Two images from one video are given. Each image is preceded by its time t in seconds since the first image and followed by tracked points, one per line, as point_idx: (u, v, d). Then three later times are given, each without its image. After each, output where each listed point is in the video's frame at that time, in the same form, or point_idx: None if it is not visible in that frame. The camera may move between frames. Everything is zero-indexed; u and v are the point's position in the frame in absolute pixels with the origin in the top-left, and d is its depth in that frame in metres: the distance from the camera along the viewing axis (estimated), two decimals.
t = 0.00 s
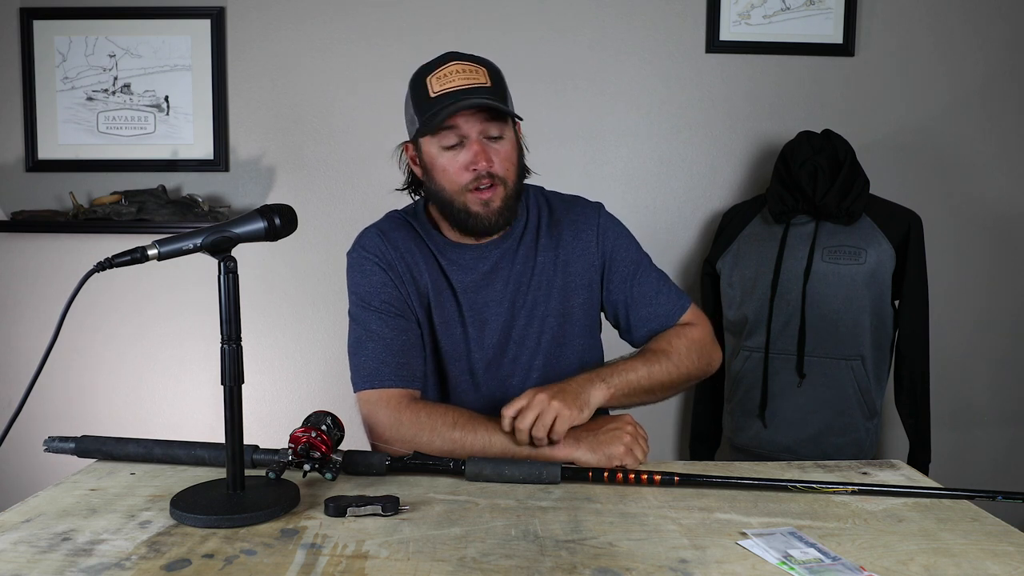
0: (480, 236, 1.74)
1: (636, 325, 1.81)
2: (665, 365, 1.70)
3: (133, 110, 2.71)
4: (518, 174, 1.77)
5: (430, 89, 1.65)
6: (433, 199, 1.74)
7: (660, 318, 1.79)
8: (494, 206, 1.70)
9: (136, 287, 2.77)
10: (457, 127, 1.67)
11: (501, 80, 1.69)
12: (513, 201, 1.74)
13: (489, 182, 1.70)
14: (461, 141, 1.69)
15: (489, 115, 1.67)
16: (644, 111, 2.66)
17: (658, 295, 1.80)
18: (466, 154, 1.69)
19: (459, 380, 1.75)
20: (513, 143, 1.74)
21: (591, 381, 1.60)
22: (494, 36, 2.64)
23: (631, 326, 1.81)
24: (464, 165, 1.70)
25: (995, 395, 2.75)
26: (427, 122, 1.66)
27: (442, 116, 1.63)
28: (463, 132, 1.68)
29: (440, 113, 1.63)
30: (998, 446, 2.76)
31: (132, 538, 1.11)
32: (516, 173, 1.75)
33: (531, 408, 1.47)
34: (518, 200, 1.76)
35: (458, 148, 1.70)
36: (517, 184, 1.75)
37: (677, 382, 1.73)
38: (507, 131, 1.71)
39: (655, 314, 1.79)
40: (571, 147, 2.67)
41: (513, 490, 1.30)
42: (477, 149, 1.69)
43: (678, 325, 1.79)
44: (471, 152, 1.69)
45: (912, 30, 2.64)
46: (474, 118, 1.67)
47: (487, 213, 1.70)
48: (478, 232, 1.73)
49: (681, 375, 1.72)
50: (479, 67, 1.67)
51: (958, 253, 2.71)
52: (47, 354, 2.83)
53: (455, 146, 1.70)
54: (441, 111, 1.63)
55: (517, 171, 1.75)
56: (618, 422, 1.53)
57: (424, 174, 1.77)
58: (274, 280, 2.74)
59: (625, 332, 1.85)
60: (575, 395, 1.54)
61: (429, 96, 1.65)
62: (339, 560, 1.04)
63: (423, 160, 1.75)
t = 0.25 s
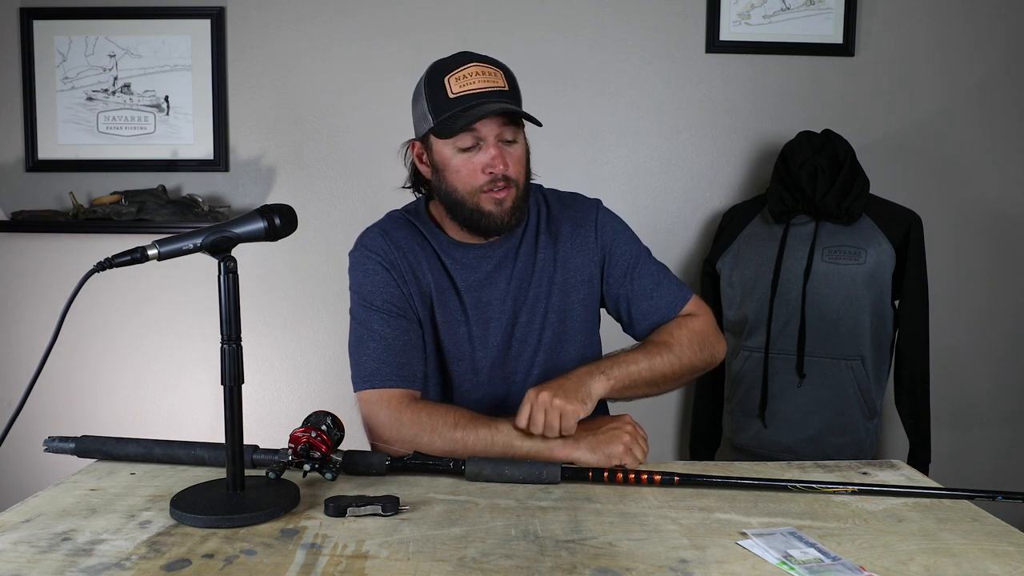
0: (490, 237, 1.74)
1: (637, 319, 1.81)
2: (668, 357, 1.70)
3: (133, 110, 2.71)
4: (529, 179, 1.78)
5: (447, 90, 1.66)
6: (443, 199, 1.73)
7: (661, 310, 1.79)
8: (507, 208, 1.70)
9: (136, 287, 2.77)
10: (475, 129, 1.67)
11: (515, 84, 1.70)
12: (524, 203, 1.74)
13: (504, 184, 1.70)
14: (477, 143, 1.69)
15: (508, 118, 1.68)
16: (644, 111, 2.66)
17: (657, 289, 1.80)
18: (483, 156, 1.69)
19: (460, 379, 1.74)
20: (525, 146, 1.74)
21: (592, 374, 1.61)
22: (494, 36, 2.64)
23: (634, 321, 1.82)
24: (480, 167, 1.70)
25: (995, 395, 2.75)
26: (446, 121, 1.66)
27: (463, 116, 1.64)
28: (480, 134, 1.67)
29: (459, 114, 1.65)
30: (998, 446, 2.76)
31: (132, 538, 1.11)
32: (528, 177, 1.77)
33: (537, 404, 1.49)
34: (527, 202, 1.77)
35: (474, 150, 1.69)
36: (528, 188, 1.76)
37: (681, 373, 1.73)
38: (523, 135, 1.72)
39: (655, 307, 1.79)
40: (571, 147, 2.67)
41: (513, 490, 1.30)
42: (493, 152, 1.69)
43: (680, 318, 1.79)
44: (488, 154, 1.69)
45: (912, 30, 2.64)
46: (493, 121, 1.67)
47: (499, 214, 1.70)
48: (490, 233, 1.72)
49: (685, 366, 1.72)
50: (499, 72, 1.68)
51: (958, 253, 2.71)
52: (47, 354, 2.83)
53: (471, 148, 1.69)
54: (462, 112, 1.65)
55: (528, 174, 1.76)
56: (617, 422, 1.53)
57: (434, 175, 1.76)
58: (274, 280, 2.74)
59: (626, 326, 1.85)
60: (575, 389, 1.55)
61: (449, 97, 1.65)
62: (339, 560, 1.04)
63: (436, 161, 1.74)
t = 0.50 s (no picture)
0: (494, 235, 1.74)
1: (634, 319, 1.81)
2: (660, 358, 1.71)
3: (133, 110, 2.71)
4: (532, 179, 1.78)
5: (455, 89, 1.66)
6: (448, 198, 1.72)
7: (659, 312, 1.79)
8: (512, 208, 1.71)
9: (136, 287, 2.77)
10: (482, 128, 1.67)
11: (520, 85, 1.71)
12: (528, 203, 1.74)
13: (509, 184, 1.70)
14: (484, 142, 1.69)
15: (515, 118, 1.69)
16: (644, 111, 2.66)
17: (656, 289, 1.81)
18: (489, 155, 1.69)
19: (460, 379, 1.74)
20: (530, 147, 1.75)
21: (584, 375, 1.61)
22: (494, 36, 2.64)
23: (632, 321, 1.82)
24: (486, 166, 1.69)
25: (995, 395, 2.75)
26: (453, 120, 1.66)
27: (472, 115, 1.64)
28: (487, 133, 1.68)
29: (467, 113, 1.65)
30: (998, 446, 2.76)
31: (132, 538, 1.11)
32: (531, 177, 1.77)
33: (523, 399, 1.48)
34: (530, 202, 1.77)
35: (480, 149, 1.69)
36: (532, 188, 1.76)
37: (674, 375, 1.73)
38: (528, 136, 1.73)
39: (653, 309, 1.79)
40: (571, 147, 2.67)
41: (513, 490, 1.30)
42: (500, 151, 1.69)
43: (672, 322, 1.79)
44: (494, 153, 1.69)
45: (912, 30, 2.64)
46: (500, 120, 1.67)
47: (505, 213, 1.70)
48: (494, 232, 1.72)
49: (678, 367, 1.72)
50: (506, 72, 1.69)
51: (958, 253, 2.71)
52: (47, 354, 2.83)
53: (477, 147, 1.69)
54: (470, 111, 1.65)
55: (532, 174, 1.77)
56: (617, 422, 1.53)
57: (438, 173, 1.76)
58: (274, 280, 2.74)
59: (625, 326, 1.86)
60: (568, 390, 1.55)
61: (458, 97, 1.65)
62: (339, 560, 1.04)
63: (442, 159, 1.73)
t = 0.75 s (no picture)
0: (490, 235, 1.74)
1: (634, 317, 1.82)
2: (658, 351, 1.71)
3: (133, 110, 2.71)
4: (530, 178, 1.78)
5: (451, 87, 1.65)
6: (447, 197, 1.72)
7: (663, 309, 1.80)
8: (508, 208, 1.71)
9: (137, 287, 2.77)
10: (478, 127, 1.67)
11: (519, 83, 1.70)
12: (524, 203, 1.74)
13: (505, 184, 1.70)
14: (480, 141, 1.69)
15: (512, 118, 1.68)
16: (644, 111, 2.66)
17: (655, 288, 1.81)
18: (485, 154, 1.69)
19: (461, 378, 1.74)
20: (529, 145, 1.74)
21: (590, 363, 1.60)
22: (494, 36, 2.64)
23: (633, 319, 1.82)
24: (482, 165, 1.69)
25: (995, 395, 2.75)
26: (450, 118, 1.65)
27: (468, 114, 1.63)
28: (484, 132, 1.67)
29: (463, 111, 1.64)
30: (998, 446, 2.76)
31: (132, 538, 1.11)
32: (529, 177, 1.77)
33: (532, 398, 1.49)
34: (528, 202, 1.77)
35: (477, 147, 1.69)
36: (529, 188, 1.76)
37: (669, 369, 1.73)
38: (525, 135, 1.72)
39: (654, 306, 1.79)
40: (572, 147, 2.67)
41: (513, 490, 1.30)
42: (496, 150, 1.69)
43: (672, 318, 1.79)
44: (490, 152, 1.69)
45: (912, 31, 2.64)
46: (497, 119, 1.67)
47: (500, 214, 1.70)
48: (489, 232, 1.73)
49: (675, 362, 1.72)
50: (505, 70, 1.68)
51: (958, 253, 2.71)
52: (47, 354, 2.83)
53: (473, 145, 1.69)
54: (466, 109, 1.64)
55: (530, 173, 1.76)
56: (617, 422, 1.53)
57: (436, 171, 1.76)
58: (274, 280, 2.74)
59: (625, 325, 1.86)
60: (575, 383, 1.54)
61: (454, 95, 1.65)
62: (339, 560, 1.04)
63: (439, 157, 1.74)
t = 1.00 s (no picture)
0: (479, 239, 1.74)
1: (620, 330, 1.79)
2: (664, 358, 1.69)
3: (133, 110, 2.71)
4: (522, 181, 1.77)
5: (436, 93, 1.66)
6: (437, 202, 1.74)
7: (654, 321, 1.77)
8: (495, 213, 1.71)
9: (137, 287, 2.77)
10: (462, 133, 1.68)
11: (509, 88, 1.69)
12: (513, 208, 1.74)
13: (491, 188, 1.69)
14: (465, 147, 1.70)
15: (497, 122, 1.68)
16: (644, 111, 2.66)
17: (647, 299, 1.80)
18: (470, 160, 1.70)
19: (459, 379, 1.75)
20: (518, 150, 1.73)
21: (620, 326, 1.51)
22: (494, 36, 2.64)
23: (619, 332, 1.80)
24: (467, 171, 1.70)
25: (995, 395, 2.75)
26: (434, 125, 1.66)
27: (450, 120, 1.64)
28: (467, 138, 1.69)
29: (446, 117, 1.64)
30: (998, 446, 2.76)
31: (132, 538, 1.11)
32: (520, 180, 1.76)
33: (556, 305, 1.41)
34: (519, 207, 1.76)
35: (461, 153, 1.71)
36: (520, 191, 1.75)
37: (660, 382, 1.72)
38: (514, 138, 1.71)
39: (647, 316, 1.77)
40: (572, 147, 2.67)
41: (513, 490, 1.30)
42: (481, 156, 1.70)
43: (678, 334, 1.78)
44: (475, 158, 1.70)
45: (911, 31, 2.64)
46: (480, 125, 1.67)
47: (487, 219, 1.70)
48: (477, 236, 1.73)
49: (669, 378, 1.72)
50: (490, 74, 1.68)
51: (958, 253, 2.71)
52: (47, 354, 2.83)
53: (458, 152, 1.71)
54: (448, 115, 1.64)
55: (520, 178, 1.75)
56: (617, 422, 1.53)
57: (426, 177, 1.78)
58: (274, 280, 2.74)
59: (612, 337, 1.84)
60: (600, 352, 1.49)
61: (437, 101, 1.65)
62: (339, 560, 1.04)
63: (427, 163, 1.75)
